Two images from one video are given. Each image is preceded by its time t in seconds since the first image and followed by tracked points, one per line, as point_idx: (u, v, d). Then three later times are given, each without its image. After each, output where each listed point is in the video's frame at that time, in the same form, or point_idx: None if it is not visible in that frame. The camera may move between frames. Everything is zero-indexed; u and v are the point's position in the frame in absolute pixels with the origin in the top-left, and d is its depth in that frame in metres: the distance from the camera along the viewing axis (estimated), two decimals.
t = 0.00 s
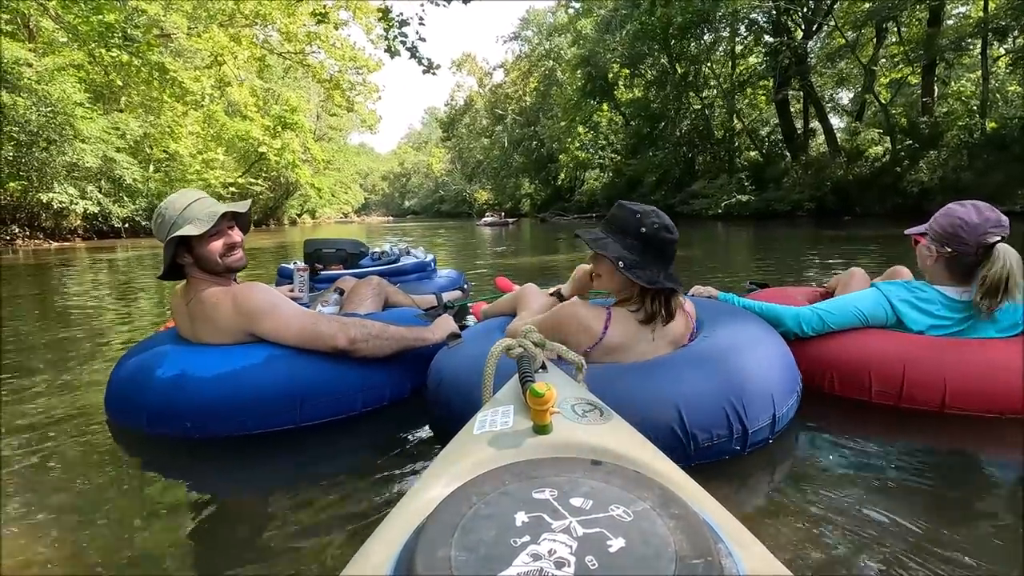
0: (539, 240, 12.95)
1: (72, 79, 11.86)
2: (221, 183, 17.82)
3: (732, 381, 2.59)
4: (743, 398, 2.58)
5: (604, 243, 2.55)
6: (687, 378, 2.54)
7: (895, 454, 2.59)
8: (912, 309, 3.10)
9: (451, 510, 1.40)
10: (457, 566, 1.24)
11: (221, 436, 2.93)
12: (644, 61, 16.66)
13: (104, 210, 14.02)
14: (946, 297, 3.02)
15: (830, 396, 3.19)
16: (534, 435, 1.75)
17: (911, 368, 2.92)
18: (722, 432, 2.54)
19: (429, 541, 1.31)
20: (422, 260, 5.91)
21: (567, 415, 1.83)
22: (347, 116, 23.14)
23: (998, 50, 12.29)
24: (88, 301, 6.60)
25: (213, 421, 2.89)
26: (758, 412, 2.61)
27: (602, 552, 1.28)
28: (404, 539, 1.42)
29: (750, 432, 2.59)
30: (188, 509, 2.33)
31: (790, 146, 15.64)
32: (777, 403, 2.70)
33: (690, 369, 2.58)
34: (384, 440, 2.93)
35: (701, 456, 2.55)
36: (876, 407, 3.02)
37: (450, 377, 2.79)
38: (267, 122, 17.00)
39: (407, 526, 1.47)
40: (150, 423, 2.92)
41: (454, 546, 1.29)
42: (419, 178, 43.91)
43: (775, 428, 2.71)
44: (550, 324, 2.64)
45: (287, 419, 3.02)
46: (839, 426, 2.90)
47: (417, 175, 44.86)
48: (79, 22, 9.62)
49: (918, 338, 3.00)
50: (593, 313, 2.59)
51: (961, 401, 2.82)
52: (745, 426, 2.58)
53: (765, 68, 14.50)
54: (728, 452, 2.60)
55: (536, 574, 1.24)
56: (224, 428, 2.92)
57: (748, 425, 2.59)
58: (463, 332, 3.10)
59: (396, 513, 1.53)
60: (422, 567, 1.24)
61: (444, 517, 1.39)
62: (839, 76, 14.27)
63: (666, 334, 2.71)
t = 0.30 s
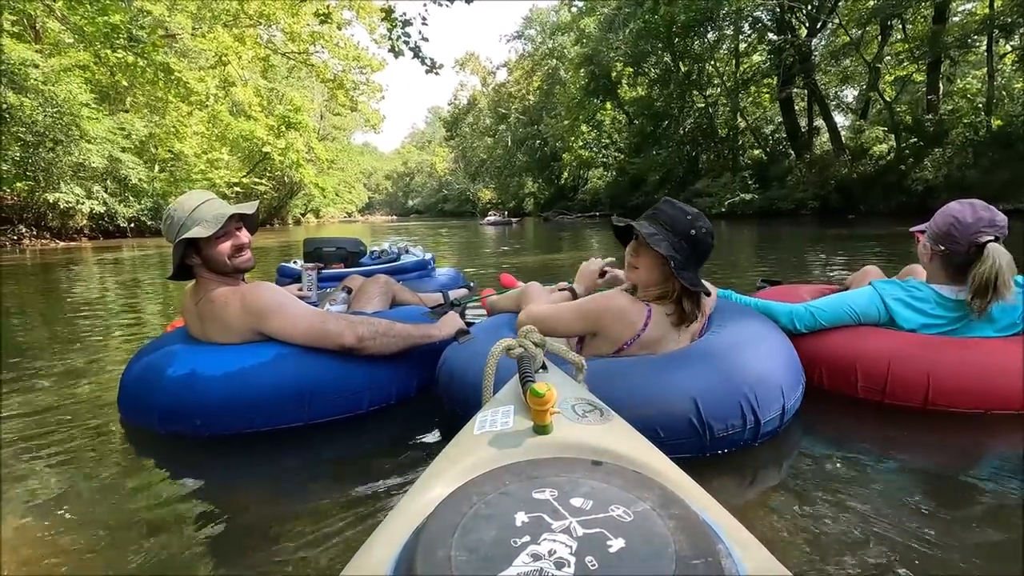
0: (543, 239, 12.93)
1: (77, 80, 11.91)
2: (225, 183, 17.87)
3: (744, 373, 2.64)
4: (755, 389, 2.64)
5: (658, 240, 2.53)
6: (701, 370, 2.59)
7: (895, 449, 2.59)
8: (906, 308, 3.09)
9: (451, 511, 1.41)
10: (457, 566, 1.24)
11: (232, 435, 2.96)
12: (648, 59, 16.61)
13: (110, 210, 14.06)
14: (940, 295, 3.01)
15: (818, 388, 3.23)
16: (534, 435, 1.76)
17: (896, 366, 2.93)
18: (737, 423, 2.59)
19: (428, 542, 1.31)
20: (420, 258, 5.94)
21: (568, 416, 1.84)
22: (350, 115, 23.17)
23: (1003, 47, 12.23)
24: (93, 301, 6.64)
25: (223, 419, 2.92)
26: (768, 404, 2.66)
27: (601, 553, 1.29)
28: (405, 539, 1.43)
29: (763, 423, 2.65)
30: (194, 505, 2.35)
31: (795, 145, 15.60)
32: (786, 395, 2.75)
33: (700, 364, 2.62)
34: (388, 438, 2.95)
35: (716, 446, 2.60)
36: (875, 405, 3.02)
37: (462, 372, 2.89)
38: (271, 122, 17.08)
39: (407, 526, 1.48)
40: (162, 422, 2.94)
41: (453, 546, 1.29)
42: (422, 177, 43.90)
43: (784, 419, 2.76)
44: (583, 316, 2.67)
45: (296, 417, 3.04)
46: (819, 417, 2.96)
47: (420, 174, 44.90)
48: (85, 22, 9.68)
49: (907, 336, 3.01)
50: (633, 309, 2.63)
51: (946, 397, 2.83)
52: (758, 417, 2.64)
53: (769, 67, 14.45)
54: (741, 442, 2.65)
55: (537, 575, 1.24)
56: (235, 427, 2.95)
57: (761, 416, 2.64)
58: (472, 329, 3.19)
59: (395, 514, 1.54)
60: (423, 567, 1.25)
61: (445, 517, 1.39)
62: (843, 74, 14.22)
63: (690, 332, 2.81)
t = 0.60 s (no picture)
0: (546, 239, 12.94)
1: (82, 85, 11.99)
2: (229, 185, 17.94)
3: (750, 369, 2.65)
4: (762, 386, 2.64)
5: (692, 242, 2.56)
6: (708, 367, 2.61)
7: (895, 445, 2.59)
8: (903, 306, 3.11)
9: (449, 511, 1.42)
10: (455, 565, 1.25)
11: (243, 434, 2.98)
12: (649, 58, 16.57)
13: (116, 213, 14.15)
14: (940, 294, 3.01)
15: (817, 386, 3.26)
16: (534, 435, 1.77)
17: (890, 363, 2.95)
18: (744, 419, 2.60)
19: (428, 541, 1.32)
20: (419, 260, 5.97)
21: (567, 416, 1.85)
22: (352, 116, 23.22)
23: (1007, 42, 12.17)
24: (100, 303, 6.69)
25: (233, 418, 2.94)
26: (774, 400, 2.67)
27: (600, 553, 1.30)
28: (404, 538, 1.44)
29: (769, 419, 2.66)
30: (198, 505, 2.36)
31: (797, 143, 15.57)
32: (792, 391, 2.75)
33: (706, 360, 2.63)
34: (392, 437, 2.96)
35: (725, 441, 2.61)
36: (877, 402, 3.02)
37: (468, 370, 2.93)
38: (274, 124, 17.16)
39: (406, 526, 1.49)
40: (173, 421, 2.97)
41: (452, 546, 1.30)
42: (426, 178, 43.92)
43: (790, 415, 2.77)
44: (608, 317, 2.70)
45: (304, 416, 3.07)
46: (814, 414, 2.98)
47: (424, 175, 44.94)
48: (89, 28, 9.86)
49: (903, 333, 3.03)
50: (656, 313, 2.69)
51: (939, 393, 2.84)
52: (765, 412, 2.65)
53: (771, 64, 14.42)
54: (748, 437, 2.66)
55: (535, 574, 1.25)
56: (245, 426, 2.97)
57: (767, 411, 2.65)
58: (479, 326, 3.22)
59: (394, 513, 1.55)
60: (422, 567, 1.26)
61: (444, 517, 1.40)
62: (846, 71, 14.19)
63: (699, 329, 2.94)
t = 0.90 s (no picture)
0: (549, 240, 12.93)
1: (88, 82, 12.03)
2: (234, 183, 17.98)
3: (755, 371, 2.66)
4: (767, 387, 2.65)
5: (701, 245, 2.57)
6: (715, 368, 2.62)
7: (897, 449, 2.60)
8: (913, 311, 3.08)
9: (450, 511, 1.43)
10: (457, 565, 1.26)
11: (254, 428, 3.00)
12: (654, 60, 16.51)
13: (121, 210, 14.18)
14: (952, 301, 3.01)
15: (825, 389, 3.25)
16: (535, 435, 1.78)
17: (899, 366, 2.95)
18: (749, 420, 2.61)
19: (430, 541, 1.33)
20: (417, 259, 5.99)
21: (569, 416, 1.86)
22: (356, 115, 23.25)
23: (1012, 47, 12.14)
24: (103, 299, 6.71)
25: (244, 412, 2.97)
26: (780, 401, 2.68)
27: (601, 553, 1.31)
28: (405, 538, 1.45)
29: (775, 420, 2.67)
30: (201, 498, 2.36)
31: (801, 146, 15.56)
32: (798, 394, 2.75)
33: (712, 362, 2.64)
34: (395, 434, 2.96)
35: (730, 442, 2.62)
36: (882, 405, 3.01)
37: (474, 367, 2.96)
38: (279, 123, 17.21)
39: (407, 526, 1.50)
40: (185, 415, 2.99)
41: (453, 546, 1.31)
42: (429, 178, 43.96)
43: (795, 417, 2.78)
44: (614, 319, 2.72)
45: (313, 411, 3.08)
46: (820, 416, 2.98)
47: (427, 174, 44.99)
48: (97, 26, 9.85)
49: (913, 337, 3.02)
50: (663, 316, 2.69)
51: (950, 397, 2.84)
52: (770, 415, 2.66)
53: (776, 67, 14.42)
54: (753, 438, 2.67)
55: (536, 574, 1.26)
56: (256, 420, 3.00)
57: (773, 413, 2.66)
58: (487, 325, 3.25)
59: (395, 513, 1.57)
60: (423, 567, 1.27)
61: (445, 516, 1.42)
62: (850, 74, 14.20)
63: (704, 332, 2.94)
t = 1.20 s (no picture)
0: (552, 241, 12.95)
1: (93, 82, 12.08)
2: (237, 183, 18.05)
3: (757, 371, 2.66)
4: (769, 387, 2.65)
5: (700, 243, 2.58)
6: (718, 366, 2.63)
7: (899, 450, 2.59)
8: (929, 310, 3.08)
9: (450, 511, 1.44)
10: (456, 565, 1.27)
11: (261, 425, 3.02)
12: (657, 60, 16.50)
13: (126, 209, 14.26)
14: (969, 299, 3.01)
15: (841, 390, 3.24)
16: (534, 435, 1.79)
17: (918, 365, 2.94)
18: (749, 420, 2.62)
19: (429, 542, 1.34)
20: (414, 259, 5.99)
21: (568, 416, 1.87)
22: (359, 115, 23.28)
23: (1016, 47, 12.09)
24: (107, 298, 6.74)
25: (252, 409, 2.99)
26: (782, 401, 2.68)
27: (601, 553, 1.32)
28: (404, 539, 1.46)
29: (775, 420, 2.67)
30: (203, 496, 2.36)
31: (805, 146, 15.53)
32: (800, 394, 2.76)
33: (715, 360, 2.66)
34: (398, 432, 2.96)
35: (730, 441, 2.63)
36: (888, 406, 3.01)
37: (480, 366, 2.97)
38: (282, 123, 17.25)
39: (406, 526, 1.51)
40: (194, 410, 3.01)
41: (453, 546, 1.32)
42: (432, 178, 43.99)
43: (796, 418, 2.78)
44: (614, 318, 2.74)
45: (320, 409, 3.10)
46: (835, 417, 2.96)
47: (430, 175, 45.05)
48: (102, 26, 10.03)
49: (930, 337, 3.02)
50: (663, 315, 2.69)
51: (969, 397, 2.83)
52: (771, 413, 2.66)
53: (779, 68, 14.40)
54: (753, 437, 2.68)
55: (536, 574, 1.27)
56: (264, 417, 3.02)
57: (774, 412, 2.66)
58: (494, 324, 3.27)
59: (394, 512, 1.58)
60: (423, 566, 1.27)
61: (444, 517, 1.42)
62: (854, 74, 14.17)
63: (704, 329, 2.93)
